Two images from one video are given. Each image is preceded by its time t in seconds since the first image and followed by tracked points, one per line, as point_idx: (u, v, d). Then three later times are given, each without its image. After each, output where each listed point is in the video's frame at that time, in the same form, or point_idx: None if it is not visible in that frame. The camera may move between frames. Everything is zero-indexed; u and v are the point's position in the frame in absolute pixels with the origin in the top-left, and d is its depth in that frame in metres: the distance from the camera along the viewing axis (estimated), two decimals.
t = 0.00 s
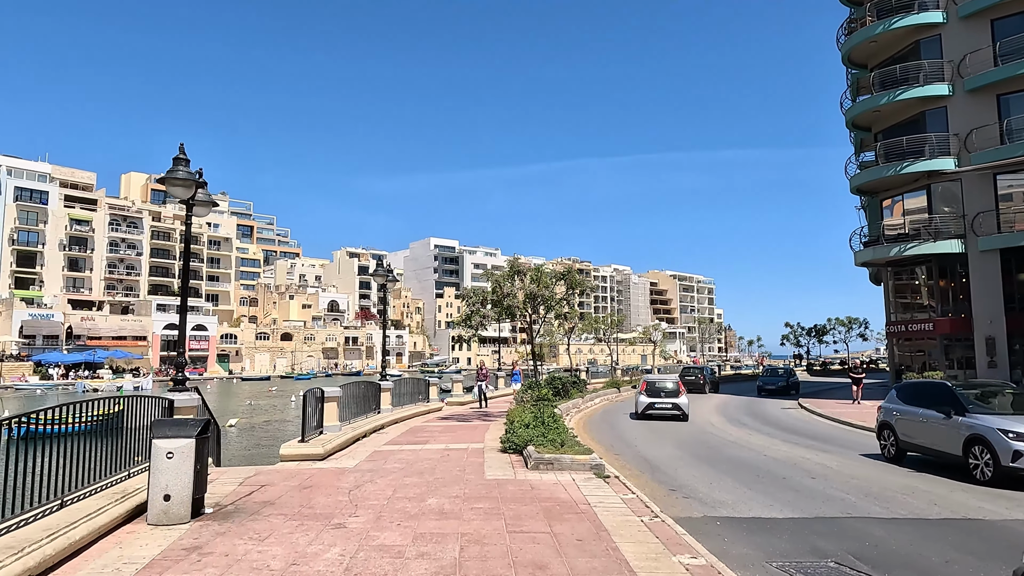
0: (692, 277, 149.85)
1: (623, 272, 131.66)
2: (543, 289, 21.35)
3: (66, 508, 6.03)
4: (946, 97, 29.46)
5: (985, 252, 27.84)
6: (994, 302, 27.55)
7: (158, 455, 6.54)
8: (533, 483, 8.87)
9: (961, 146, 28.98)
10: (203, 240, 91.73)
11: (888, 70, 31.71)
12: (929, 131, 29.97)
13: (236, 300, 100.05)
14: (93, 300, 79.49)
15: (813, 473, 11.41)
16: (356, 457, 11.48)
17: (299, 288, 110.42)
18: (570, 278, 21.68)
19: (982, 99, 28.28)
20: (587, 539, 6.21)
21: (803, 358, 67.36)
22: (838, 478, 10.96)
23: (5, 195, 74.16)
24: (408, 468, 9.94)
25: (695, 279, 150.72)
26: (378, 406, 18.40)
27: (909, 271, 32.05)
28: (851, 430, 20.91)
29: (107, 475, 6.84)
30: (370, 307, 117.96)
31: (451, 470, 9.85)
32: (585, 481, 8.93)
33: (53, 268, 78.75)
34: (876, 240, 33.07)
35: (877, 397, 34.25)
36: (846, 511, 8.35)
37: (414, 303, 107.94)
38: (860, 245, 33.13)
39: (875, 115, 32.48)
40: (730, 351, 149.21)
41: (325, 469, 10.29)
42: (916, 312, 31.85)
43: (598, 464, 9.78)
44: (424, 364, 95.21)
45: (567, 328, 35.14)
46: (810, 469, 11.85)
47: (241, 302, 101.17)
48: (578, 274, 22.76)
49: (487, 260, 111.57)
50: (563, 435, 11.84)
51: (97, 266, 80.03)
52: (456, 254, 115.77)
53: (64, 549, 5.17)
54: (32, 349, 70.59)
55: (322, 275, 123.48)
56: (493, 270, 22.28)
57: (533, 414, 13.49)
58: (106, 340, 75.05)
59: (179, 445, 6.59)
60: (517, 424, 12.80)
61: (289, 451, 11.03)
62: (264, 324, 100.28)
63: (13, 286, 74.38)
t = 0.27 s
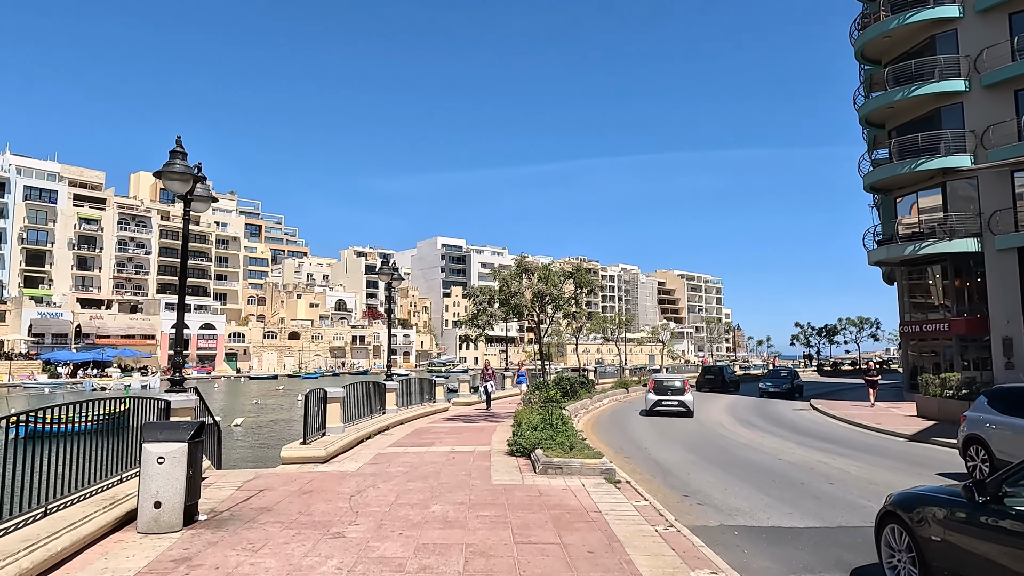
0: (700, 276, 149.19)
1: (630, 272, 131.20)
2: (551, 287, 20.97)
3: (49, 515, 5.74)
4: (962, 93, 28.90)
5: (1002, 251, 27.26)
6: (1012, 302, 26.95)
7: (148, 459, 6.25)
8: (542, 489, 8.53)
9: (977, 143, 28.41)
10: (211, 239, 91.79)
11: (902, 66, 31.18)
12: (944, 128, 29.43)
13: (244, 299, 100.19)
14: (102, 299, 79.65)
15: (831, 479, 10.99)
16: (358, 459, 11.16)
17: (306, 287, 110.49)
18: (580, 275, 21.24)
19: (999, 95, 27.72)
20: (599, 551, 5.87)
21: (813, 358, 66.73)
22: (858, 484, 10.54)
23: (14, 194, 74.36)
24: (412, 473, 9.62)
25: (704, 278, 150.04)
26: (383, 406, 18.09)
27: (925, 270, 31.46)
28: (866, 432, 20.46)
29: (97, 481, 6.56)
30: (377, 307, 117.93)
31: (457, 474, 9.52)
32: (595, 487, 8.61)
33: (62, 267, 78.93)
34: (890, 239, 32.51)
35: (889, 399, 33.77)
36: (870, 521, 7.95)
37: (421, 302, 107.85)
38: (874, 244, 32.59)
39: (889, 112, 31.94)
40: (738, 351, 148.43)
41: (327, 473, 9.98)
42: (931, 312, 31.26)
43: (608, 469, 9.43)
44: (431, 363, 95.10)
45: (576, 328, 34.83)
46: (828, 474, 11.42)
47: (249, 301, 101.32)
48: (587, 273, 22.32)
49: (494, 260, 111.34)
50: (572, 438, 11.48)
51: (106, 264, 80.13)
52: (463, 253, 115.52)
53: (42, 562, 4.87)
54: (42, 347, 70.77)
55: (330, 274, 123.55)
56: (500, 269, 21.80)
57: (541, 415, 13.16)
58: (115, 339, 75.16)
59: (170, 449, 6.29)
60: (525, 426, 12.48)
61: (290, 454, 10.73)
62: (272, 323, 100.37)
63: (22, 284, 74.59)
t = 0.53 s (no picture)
0: (707, 276, 148.46)
1: (636, 272, 130.68)
2: (558, 287, 20.68)
3: (38, 522, 5.49)
4: (975, 89, 28.45)
5: (1017, 248, 26.76)
6: None
7: (141, 464, 5.98)
8: (551, 493, 8.22)
9: (991, 139, 27.94)
10: (217, 241, 91.68)
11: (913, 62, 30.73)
12: (957, 124, 28.97)
13: (250, 300, 100.23)
14: (109, 300, 79.69)
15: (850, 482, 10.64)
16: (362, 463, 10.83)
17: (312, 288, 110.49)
18: (587, 273, 20.87)
19: (1013, 90, 27.26)
20: (613, 560, 5.57)
21: (822, 359, 66.15)
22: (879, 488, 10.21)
23: (22, 195, 74.53)
24: (418, 476, 9.33)
25: (710, 278, 149.31)
26: (389, 407, 17.82)
27: (938, 268, 30.95)
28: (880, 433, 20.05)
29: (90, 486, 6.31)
30: (383, 307, 117.73)
31: (463, 478, 9.22)
32: (607, 492, 8.32)
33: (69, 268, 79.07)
34: (902, 237, 32.03)
35: (901, 399, 33.30)
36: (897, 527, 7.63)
37: (427, 303, 107.60)
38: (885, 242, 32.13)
39: (900, 108, 31.49)
40: (745, 351, 147.58)
41: (331, 476, 9.67)
42: (944, 311, 30.75)
43: (620, 473, 9.11)
44: (437, 364, 94.90)
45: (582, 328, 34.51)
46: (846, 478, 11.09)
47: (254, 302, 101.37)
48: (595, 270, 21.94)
49: (501, 260, 111.00)
50: (583, 441, 11.16)
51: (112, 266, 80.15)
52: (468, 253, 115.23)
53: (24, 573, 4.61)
54: (49, 348, 70.89)
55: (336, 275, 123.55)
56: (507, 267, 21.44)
57: (551, 417, 12.83)
58: (122, 340, 75.26)
59: (164, 454, 6.02)
60: (533, 428, 12.16)
61: (291, 456, 10.44)
62: (278, 324, 100.38)
63: (30, 286, 74.79)
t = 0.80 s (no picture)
0: (712, 276, 147.88)
1: (641, 272, 130.24)
2: (566, 286, 19.75)
3: (26, 534, 5.22)
4: (988, 84, 28.01)
5: None
6: None
7: (136, 471, 5.69)
8: (563, 499, 7.93)
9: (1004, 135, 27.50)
10: (222, 241, 91.66)
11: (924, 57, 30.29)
12: (969, 120, 28.55)
13: (254, 301, 100.18)
14: (114, 301, 79.72)
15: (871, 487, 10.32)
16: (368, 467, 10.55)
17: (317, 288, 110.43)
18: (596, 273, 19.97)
19: None
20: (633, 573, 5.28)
21: (830, 359, 65.68)
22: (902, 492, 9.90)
23: (27, 197, 74.61)
24: (425, 481, 9.05)
25: (715, 278, 148.77)
26: (394, 409, 17.56)
27: (949, 267, 30.58)
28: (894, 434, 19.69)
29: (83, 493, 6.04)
30: (387, 308, 117.56)
31: (471, 483, 8.95)
32: (622, 498, 8.01)
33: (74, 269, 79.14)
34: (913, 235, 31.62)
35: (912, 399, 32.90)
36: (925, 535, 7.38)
37: (431, 303, 107.38)
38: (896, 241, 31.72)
39: (911, 105, 31.06)
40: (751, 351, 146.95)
41: (336, 481, 9.40)
42: (956, 310, 30.37)
43: (634, 478, 8.83)
44: (442, 364, 94.70)
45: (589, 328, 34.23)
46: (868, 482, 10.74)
47: (259, 303, 101.33)
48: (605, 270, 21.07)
49: (505, 260, 110.69)
50: (593, 444, 10.87)
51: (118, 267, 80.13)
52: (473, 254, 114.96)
53: None
54: (55, 349, 70.93)
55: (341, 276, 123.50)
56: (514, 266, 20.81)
57: (560, 419, 12.52)
58: (127, 341, 75.29)
59: (160, 460, 5.73)
60: (542, 430, 11.88)
61: (295, 460, 10.18)
62: (283, 325, 100.33)
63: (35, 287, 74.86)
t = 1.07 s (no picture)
0: (712, 276, 147.53)
1: (642, 272, 129.88)
2: (569, 285, 19.12)
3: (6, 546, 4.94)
4: (995, 82, 27.74)
5: None
6: None
7: (122, 477, 5.39)
8: (571, 506, 7.64)
9: (1011, 133, 27.21)
10: (222, 241, 91.39)
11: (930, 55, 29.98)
12: (976, 118, 28.26)
13: (254, 301, 99.89)
14: (114, 301, 79.42)
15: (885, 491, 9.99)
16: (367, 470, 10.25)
17: (317, 288, 110.08)
18: (600, 272, 19.29)
19: None
20: None
21: (832, 359, 65.37)
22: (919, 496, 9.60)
23: (26, 196, 74.33)
24: (427, 486, 8.75)
25: (716, 279, 148.39)
26: (395, 410, 17.25)
27: (953, 266, 30.39)
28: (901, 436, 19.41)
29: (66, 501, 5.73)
30: (388, 308, 117.23)
31: (475, 487, 8.65)
32: (631, 503, 7.73)
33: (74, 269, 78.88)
34: (919, 234, 31.31)
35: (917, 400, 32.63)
36: (945, 541, 7.17)
37: (432, 304, 107.06)
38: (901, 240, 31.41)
39: (917, 102, 30.75)
40: (752, 351, 146.58)
41: (335, 485, 9.10)
42: (962, 310, 30.11)
43: (643, 482, 8.57)
44: (442, 364, 94.41)
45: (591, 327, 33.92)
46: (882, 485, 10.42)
47: (259, 303, 101.08)
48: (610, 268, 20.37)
49: (506, 261, 110.31)
50: (600, 447, 10.58)
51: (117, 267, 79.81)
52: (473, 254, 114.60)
53: None
54: (54, 350, 70.66)
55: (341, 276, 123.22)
56: (516, 263, 20.23)
57: (564, 421, 12.23)
58: (127, 342, 75.02)
59: (148, 465, 5.44)
60: (546, 433, 11.59)
61: (292, 464, 9.88)
62: (283, 325, 100.08)
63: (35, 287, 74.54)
